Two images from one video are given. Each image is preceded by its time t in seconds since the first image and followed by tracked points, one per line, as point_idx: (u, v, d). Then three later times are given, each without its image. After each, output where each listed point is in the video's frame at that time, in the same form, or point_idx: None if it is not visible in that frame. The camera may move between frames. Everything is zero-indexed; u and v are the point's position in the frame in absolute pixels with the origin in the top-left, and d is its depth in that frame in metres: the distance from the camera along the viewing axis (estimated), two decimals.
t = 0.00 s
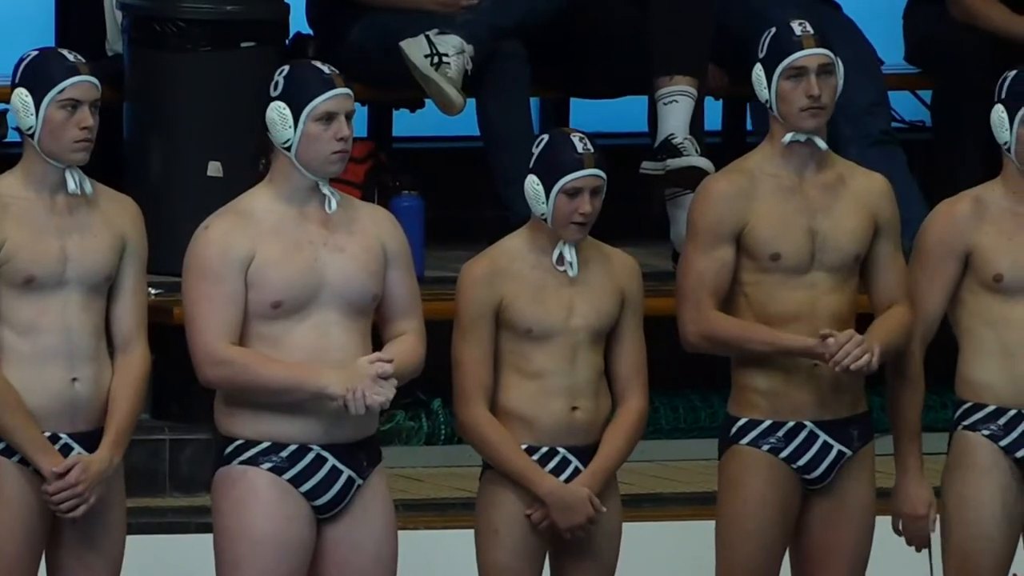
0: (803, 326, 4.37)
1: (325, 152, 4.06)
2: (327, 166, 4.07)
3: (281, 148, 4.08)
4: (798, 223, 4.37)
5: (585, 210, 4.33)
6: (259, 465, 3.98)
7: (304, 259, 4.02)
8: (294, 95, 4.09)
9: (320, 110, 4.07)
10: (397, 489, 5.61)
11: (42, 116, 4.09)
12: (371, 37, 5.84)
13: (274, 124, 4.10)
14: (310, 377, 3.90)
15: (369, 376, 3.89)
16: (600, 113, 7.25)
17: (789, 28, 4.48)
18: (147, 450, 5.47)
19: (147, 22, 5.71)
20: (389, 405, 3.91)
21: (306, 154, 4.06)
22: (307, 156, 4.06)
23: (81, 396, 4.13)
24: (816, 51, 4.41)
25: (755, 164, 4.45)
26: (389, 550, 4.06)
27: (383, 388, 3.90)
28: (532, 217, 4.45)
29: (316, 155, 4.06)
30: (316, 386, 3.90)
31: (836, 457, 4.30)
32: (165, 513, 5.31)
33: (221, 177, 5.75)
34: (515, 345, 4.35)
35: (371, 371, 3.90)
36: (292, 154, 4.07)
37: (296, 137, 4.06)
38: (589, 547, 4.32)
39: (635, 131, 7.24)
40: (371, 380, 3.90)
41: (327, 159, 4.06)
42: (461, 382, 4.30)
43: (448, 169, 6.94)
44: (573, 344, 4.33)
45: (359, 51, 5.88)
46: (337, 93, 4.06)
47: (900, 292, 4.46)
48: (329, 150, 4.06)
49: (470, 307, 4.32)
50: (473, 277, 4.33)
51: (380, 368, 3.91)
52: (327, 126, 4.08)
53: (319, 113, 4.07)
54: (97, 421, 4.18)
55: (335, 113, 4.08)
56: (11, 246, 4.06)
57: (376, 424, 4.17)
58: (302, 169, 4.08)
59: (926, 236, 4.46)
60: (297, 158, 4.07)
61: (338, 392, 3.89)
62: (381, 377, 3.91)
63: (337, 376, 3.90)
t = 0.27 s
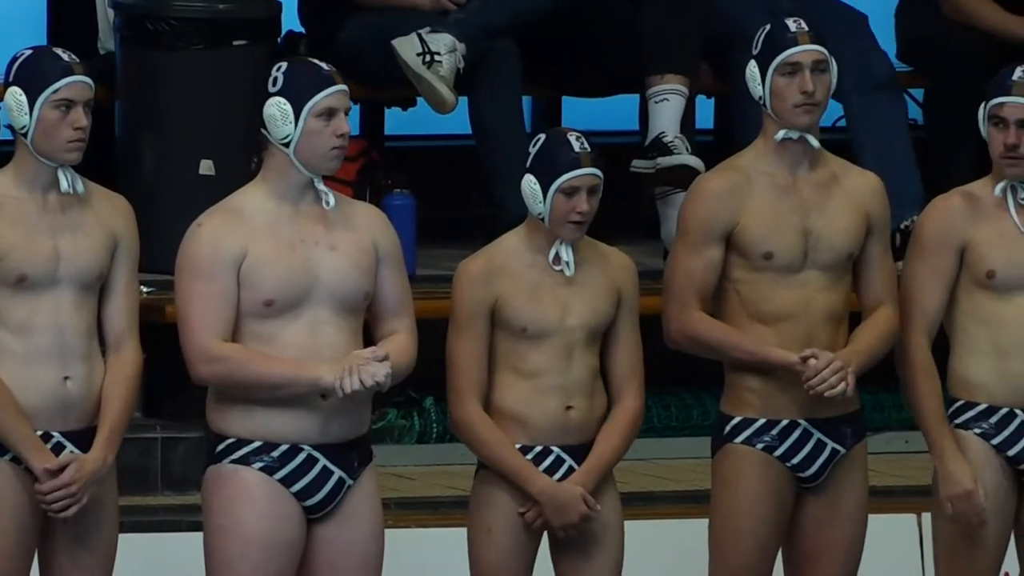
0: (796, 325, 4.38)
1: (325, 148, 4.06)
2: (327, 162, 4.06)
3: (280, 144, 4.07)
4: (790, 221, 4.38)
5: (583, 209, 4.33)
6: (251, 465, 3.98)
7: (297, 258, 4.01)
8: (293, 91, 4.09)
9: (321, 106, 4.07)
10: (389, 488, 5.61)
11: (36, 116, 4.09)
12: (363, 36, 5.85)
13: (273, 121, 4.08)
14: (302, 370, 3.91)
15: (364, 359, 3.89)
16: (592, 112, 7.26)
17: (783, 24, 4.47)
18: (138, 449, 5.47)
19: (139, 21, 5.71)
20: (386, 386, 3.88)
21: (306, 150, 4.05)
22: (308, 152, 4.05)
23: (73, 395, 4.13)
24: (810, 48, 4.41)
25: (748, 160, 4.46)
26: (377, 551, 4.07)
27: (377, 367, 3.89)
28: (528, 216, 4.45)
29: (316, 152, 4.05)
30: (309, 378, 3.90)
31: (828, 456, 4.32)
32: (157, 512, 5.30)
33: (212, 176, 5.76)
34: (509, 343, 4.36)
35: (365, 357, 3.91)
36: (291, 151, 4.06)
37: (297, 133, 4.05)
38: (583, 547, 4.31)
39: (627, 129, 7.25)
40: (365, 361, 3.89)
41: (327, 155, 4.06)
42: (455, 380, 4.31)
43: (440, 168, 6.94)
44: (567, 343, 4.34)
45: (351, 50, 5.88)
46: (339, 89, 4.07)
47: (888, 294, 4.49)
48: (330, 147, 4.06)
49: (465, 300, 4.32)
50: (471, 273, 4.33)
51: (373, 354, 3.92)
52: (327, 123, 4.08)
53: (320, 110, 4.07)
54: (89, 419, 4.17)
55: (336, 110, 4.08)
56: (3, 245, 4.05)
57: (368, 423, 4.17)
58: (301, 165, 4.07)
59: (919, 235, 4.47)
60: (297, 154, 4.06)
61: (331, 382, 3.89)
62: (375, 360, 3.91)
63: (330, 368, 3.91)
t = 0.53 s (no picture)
0: (785, 322, 4.39)
1: (319, 146, 4.06)
2: (320, 159, 4.07)
3: (273, 142, 4.06)
4: (779, 219, 4.39)
5: (575, 206, 4.34)
6: (239, 463, 3.99)
7: (285, 257, 4.02)
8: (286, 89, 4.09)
9: (316, 104, 4.08)
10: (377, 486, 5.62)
11: (26, 114, 4.08)
12: (350, 34, 5.86)
13: (266, 118, 4.07)
14: (288, 378, 3.92)
15: (347, 377, 3.91)
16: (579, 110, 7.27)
17: (778, 21, 4.49)
18: (126, 447, 5.47)
19: (127, 20, 5.71)
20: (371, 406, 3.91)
21: (302, 147, 4.05)
22: (302, 149, 4.05)
23: (61, 393, 4.13)
24: (803, 44, 4.43)
25: (736, 158, 4.48)
26: (364, 549, 4.07)
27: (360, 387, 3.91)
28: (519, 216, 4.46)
29: (310, 149, 4.06)
30: (294, 388, 3.92)
31: (814, 453, 4.34)
32: (145, 510, 5.30)
33: (200, 174, 5.76)
34: (499, 342, 4.37)
35: (349, 374, 3.92)
36: (285, 148, 4.05)
37: (292, 131, 4.05)
38: (573, 545, 4.32)
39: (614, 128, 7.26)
40: (349, 381, 3.91)
41: (321, 152, 4.07)
42: (444, 377, 4.32)
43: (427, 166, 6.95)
44: (557, 341, 4.35)
45: (338, 48, 5.89)
46: (335, 87, 4.08)
47: (877, 292, 4.49)
48: (324, 144, 4.07)
49: (455, 304, 4.34)
50: (460, 272, 4.35)
51: (357, 370, 3.93)
52: (321, 120, 4.09)
53: (315, 108, 4.08)
54: (77, 418, 4.17)
55: (331, 108, 4.09)
56: None
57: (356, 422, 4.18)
58: (294, 162, 4.07)
59: (908, 233, 4.49)
60: (291, 151, 4.05)
61: (316, 394, 3.92)
62: (360, 378, 3.93)
63: (315, 379, 3.93)
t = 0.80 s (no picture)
0: (770, 321, 4.41)
1: (309, 146, 4.07)
2: (310, 159, 4.08)
3: (263, 143, 4.06)
4: (764, 218, 4.41)
5: (557, 205, 4.35)
6: (226, 461, 3.99)
7: (271, 256, 4.02)
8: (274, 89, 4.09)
9: (306, 103, 4.08)
10: (364, 484, 5.64)
11: (16, 114, 4.07)
12: (336, 33, 5.86)
13: (255, 119, 4.07)
14: (271, 383, 3.93)
15: (329, 387, 3.92)
16: (564, 109, 7.29)
17: (772, 20, 4.51)
18: (111, 446, 5.47)
19: (113, 18, 5.73)
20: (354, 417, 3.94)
21: (292, 148, 4.06)
22: (292, 149, 4.06)
23: (48, 392, 4.13)
24: (798, 43, 4.44)
25: (723, 157, 4.49)
26: (354, 545, 4.08)
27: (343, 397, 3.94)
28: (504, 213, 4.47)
29: (300, 149, 4.07)
30: (276, 395, 3.93)
31: (801, 451, 4.36)
32: (130, 508, 5.31)
33: (186, 172, 5.77)
34: (486, 340, 4.37)
35: (331, 384, 3.94)
36: (274, 149, 4.06)
37: (282, 131, 4.05)
38: (560, 543, 4.34)
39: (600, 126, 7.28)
40: (331, 391, 3.93)
41: (311, 152, 4.08)
42: (432, 375, 4.32)
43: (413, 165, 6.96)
44: (542, 340, 4.36)
45: (325, 46, 5.89)
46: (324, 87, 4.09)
47: (862, 291, 4.50)
48: (314, 144, 4.08)
49: (439, 299, 4.34)
50: (444, 268, 4.36)
51: (339, 380, 3.95)
52: (311, 120, 4.09)
53: (304, 107, 4.09)
54: (63, 417, 4.17)
55: (320, 107, 4.10)
56: None
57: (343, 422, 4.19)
58: (284, 162, 4.07)
59: (894, 233, 4.50)
60: (281, 152, 4.06)
61: (298, 401, 3.92)
62: (342, 389, 3.95)
63: (297, 387, 3.94)
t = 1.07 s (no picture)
0: (757, 320, 4.42)
1: (293, 144, 4.08)
2: (295, 157, 4.09)
3: (246, 141, 4.08)
4: (751, 217, 4.42)
5: (540, 204, 4.36)
6: (214, 460, 4.00)
7: (259, 254, 4.03)
8: (258, 87, 4.10)
9: (288, 101, 4.09)
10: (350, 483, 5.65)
11: (9, 113, 4.08)
12: (324, 32, 5.86)
13: (238, 118, 4.09)
14: (261, 380, 3.94)
15: (321, 382, 3.95)
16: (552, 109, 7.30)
17: (765, 19, 4.52)
18: (99, 445, 5.48)
19: (101, 17, 5.73)
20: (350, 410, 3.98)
21: (275, 146, 4.07)
22: (276, 147, 4.07)
23: (37, 391, 4.13)
24: (790, 43, 4.46)
25: (711, 156, 4.50)
26: (340, 545, 4.09)
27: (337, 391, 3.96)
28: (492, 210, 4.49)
29: (284, 147, 4.07)
30: (267, 392, 3.94)
31: (787, 450, 4.37)
32: (117, 507, 5.32)
33: (174, 171, 5.78)
34: (474, 339, 4.38)
35: (324, 378, 3.96)
36: (258, 147, 4.07)
37: (265, 130, 4.06)
38: (548, 541, 4.35)
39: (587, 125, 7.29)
40: (324, 386, 3.95)
41: (295, 150, 4.09)
42: (421, 374, 4.33)
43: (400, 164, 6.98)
44: (530, 338, 4.37)
45: (312, 46, 5.89)
46: (306, 84, 4.09)
47: (849, 290, 4.52)
48: (297, 142, 4.09)
49: (427, 297, 4.36)
50: (430, 267, 4.37)
51: (332, 374, 3.98)
52: (294, 118, 4.10)
53: (287, 105, 4.09)
54: (52, 416, 4.17)
55: (302, 105, 4.11)
56: None
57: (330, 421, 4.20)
58: (268, 161, 4.08)
59: (882, 232, 4.52)
60: (264, 150, 4.07)
61: (289, 397, 3.94)
62: (336, 383, 3.97)
63: (287, 383, 3.95)
